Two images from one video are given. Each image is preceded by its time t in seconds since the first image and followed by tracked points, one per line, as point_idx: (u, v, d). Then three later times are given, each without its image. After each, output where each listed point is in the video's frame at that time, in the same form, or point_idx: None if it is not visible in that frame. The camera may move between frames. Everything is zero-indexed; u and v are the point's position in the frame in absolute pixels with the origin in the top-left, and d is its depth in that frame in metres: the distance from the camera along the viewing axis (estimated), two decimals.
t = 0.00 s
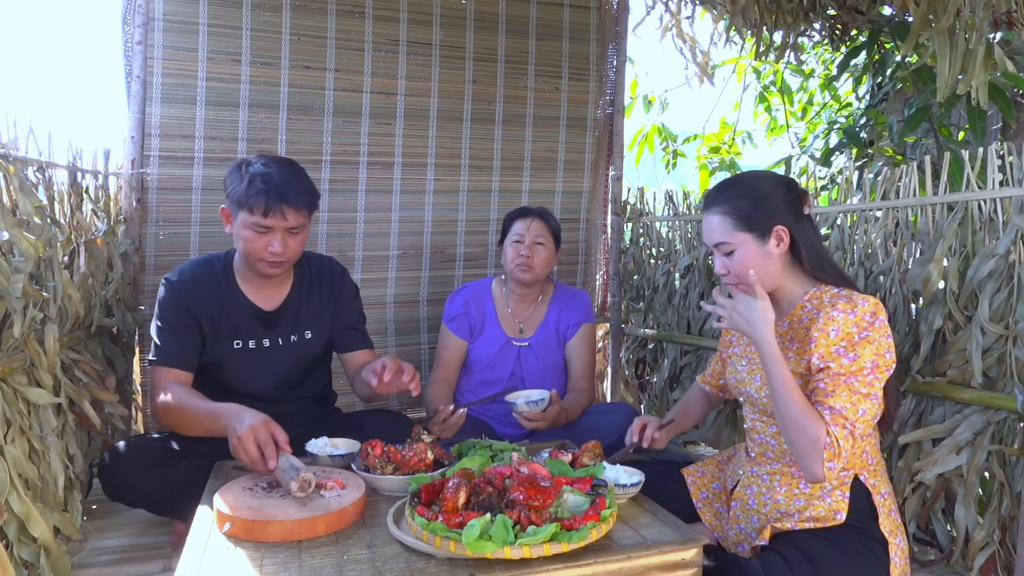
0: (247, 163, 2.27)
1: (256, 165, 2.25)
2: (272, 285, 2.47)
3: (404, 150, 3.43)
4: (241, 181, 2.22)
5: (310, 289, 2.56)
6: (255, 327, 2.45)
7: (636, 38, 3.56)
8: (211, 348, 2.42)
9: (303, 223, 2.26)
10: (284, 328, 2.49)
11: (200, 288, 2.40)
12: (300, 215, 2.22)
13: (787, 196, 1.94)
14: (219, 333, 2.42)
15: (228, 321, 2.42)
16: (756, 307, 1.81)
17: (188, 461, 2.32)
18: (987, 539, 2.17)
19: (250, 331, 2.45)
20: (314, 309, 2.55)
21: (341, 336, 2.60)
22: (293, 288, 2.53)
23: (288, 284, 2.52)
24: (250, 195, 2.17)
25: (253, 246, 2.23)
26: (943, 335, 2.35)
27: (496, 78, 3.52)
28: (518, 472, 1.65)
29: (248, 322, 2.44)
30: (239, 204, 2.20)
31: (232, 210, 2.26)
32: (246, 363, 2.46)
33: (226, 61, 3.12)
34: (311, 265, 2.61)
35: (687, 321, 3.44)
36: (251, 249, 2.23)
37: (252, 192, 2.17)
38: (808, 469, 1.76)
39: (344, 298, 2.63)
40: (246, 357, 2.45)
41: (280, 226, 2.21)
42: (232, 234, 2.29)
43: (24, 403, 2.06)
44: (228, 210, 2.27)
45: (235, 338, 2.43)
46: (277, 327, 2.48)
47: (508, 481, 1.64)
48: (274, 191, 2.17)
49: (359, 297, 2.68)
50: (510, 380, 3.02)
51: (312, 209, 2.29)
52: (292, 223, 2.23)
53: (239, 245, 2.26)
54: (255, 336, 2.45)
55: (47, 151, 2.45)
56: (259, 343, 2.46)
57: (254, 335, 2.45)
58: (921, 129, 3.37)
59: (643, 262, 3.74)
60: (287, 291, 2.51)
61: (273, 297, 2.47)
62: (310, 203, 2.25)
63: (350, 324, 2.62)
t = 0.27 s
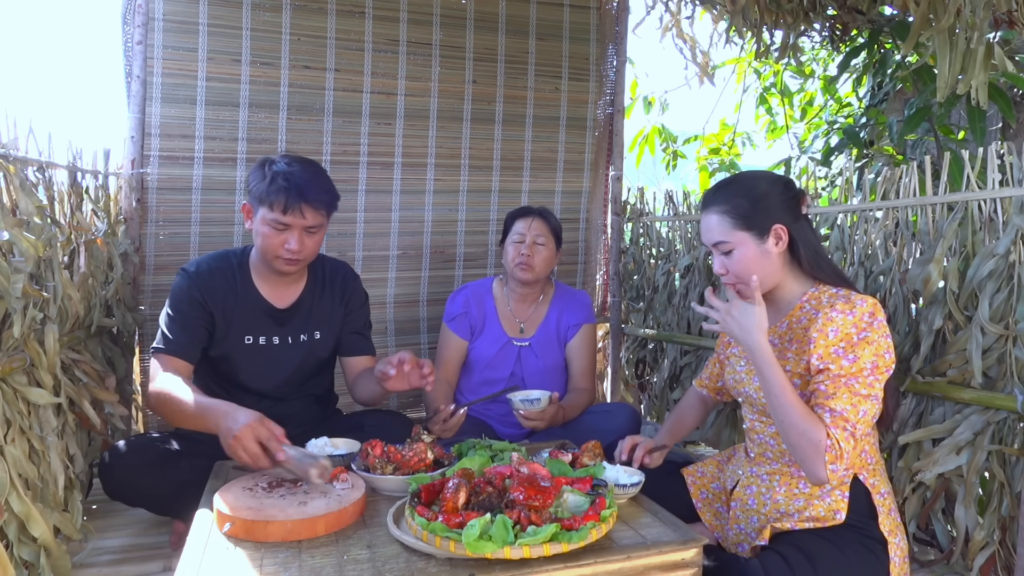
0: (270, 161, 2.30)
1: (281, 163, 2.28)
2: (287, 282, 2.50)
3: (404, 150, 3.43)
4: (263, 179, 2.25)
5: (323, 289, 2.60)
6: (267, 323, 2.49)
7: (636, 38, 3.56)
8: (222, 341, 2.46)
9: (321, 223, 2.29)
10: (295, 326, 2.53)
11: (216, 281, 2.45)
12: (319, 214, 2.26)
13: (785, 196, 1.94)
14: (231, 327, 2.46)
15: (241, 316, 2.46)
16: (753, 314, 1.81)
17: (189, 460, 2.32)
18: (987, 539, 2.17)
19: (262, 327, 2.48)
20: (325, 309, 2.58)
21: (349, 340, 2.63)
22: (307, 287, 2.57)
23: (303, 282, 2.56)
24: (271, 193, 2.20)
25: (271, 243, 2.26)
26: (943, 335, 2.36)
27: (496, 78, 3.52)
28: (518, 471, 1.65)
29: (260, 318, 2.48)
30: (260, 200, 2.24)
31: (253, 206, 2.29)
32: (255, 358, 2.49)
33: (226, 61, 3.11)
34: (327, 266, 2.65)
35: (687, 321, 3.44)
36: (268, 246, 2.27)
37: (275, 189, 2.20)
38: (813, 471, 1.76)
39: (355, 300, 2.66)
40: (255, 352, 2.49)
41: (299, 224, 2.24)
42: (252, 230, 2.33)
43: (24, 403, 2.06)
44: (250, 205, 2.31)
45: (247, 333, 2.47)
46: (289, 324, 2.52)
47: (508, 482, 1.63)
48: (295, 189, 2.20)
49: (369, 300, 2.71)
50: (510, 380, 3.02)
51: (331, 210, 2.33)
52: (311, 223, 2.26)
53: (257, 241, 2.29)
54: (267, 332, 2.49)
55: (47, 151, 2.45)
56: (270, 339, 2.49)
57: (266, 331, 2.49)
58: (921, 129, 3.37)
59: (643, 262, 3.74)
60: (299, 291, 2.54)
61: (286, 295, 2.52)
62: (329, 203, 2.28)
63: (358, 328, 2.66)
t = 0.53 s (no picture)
0: (288, 163, 2.34)
1: (297, 165, 2.33)
2: (298, 282, 2.52)
3: (404, 150, 3.43)
4: (282, 180, 2.29)
5: (331, 291, 2.61)
6: (274, 322, 2.50)
7: (636, 38, 3.56)
8: (228, 336, 2.48)
9: (338, 224, 2.33)
10: (301, 326, 2.54)
11: (224, 277, 2.47)
12: (337, 215, 2.31)
13: (791, 193, 1.95)
14: (237, 323, 2.47)
15: (248, 313, 2.47)
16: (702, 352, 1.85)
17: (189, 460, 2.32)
18: (987, 539, 2.17)
19: (268, 326, 2.50)
20: (331, 312, 2.59)
21: (353, 344, 2.65)
22: (316, 290, 2.58)
23: (312, 285, 2.57)
24: (292, 193, 2.24)
25: (288, 243, 2.29)
26: (943, 335, 2.35)
27: (496, 78, 3.52)
28: (518, 472, 1.65)
29: (267, 316, 2.49)
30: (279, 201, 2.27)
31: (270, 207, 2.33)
32: (262, 357, 2.50)
33: (226, 60, 3.11)
34: (336, 271, 2.67)
35: (687, 321, 3.44)
36: (286, 246, 2.29)
37: (295, 190, 2.24)
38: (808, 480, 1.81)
39: (362, 305, 2.67)
40: (261, 351, 2.50)
41: (317, 224, 2.27)
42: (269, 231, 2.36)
43: (24, 404, 2.06)
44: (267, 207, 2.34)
45: (253, 330, 2.48)
46: (295, 324, 2.53)
47: (508, 482, 1.63)
48: (316, 190, 2.25)
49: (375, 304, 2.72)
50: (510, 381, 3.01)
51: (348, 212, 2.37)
52: (328, 224, 2.30)
53: (274, 241, 2.31)
54: (274, 331, 2.50)
55: (47, 151, 2.45)
56: (276, 338, 2.51)
57: (272, 329, 2.50)
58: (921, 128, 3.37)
59: (643, 262, 3.74)
60: (310, 291, 2.56)
61: (294, 295, 2.52)
62: (347, 205, 2.33)
63: (362, 333, 2.67)
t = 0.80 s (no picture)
0: (301, 163, 2.36)
1: (311, 165, 2.34)
2: (305, 282, 2.53)
3: (404, 150, 3.43)
4: (297, 180, 2.31)
5: (339, 292, 2.63)
6: (282, 322, 2.52)
7: (636, 38, 3.56)
8: (236, 335, 2.49)
9: (351, 225, 2.36)
10: (308, 327, 2.55)
11: (233, 277, 2.48)
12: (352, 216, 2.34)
13: (791, 194, 1.95)
14: (245, 323, 2.48)
15: (256, 313, 2.49)
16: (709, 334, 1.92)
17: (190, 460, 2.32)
18: (987, 539, 2.17)
19: (276, 326, 2.51)
20: (338, 314, 2.61)
21: (357, 346, 2.65)
22: (322, 291, 2.59)
23: (319, 286, 2.58)
24: (309, 194, 2.27)
25: (303, 243, 2.30)
26: (943, 335, 2.35)
27: (496, 78, 3.52)
28: (518, 472, 1.65)
29: (275, 315, 2.51)
30: (294, 201, 2.29)
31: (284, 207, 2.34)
32: (269, 356, 2.51)
33: (226, 60, 3.11)
34: (342, 273, 2.68)
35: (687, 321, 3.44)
36: (301, 246, 2.30)
37: (312, 190, 2.27)
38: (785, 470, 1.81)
39: (369, 307, 2.69)
40: (269, 351, 2.51)
41: (333, 225, 2.30)
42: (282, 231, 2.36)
43: (24, 403, 2.06)
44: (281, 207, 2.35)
45: (261, 330, 2.50)
46: (303, 324, 2.54)
47: (508, 481, 1.63)
48: (334, 191, 2.28)
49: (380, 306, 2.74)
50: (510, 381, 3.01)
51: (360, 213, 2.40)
52: (343, 225, 2.32)
53: (289, 242, 2.32)
54: (282, 331, 2.52)
55: (47, 151, 2.45)
56: (283, 338, 2.52)
57: (280, 329, 2.52)
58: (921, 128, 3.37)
59: (643, 262, 3.74)
60: (317, 291, 2.57)
61: (302, 296, 2.54)
62: (360, 206, 2.36)
63: (367, 335, 2.67)
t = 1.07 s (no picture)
0: (314, 167, 2.37)
1: (325, 169, 2.35)
2: (312, 283, 2.52)
3: (404, 150, 3.43)
4: (310, 183, 2.31)
5: (346, 294, 2.63)
6: (288, 322, 2.51)
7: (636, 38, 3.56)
8: (242, 335, 2.48)
9: (361, 228, 2.36)
10: (314, 327, 2.55)
11: (241, 277, 2.48)
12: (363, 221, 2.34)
13: (789, 197, 1.95)
14: (251, 323, 2.48)
15: (263, 312, 2.48)
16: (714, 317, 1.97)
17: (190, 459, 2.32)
18: (987, 539, 2.17)
19: (282, 326, 2.51)
20: (345, 316, 2.61)
21: (363, 349, 2.66)
22: (330, 292, 2.60)
23: (327, 287, 2.58)
24: (323, 196, 2.27)
25: (315, 245, 2.30)
26: (943, 335, 2.35)
27: (496, 78, 3.52)
28: (517, 472, 1.65)
29: (282, 316, 2.50)
30: (307, 204, 2.29)
31: (296, 209, 2.34)
32: (274, 356, 2.51)
33: (226, 60, 3.11)
34: (349, 275, 2.69)
35: (687, 321, 3.44)
36: (313, 248, 2.30)
37: (326, 193, 2.27)
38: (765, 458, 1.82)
39: (375, 310, 2.70)
40: (274, 350, 2.51)
41: (345, 228, 2.30)
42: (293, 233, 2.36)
43: (24, 404, 2.06)
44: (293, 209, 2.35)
45: (267, 330, 2.49)
46: (309, 325, 2.54)
47: (508, 482, 1.63)
48: (348, 194, 2.28)
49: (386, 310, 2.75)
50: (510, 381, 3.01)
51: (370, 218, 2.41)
52: (353, 228, 2.33)
53: (300, 244, 2.32)
54: (287, 331, 2.51)
55: (47, 151, 2.45)
56: (289, 338, 2.51)
57: (286, 329, 2.51)
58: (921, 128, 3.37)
59: (643, 262, 3.74)
60: (324, 293, 2.57)
61: (309, 297, 2.54)
62: (372, 210, 2.37)
63: (374, 339, 2.68)
